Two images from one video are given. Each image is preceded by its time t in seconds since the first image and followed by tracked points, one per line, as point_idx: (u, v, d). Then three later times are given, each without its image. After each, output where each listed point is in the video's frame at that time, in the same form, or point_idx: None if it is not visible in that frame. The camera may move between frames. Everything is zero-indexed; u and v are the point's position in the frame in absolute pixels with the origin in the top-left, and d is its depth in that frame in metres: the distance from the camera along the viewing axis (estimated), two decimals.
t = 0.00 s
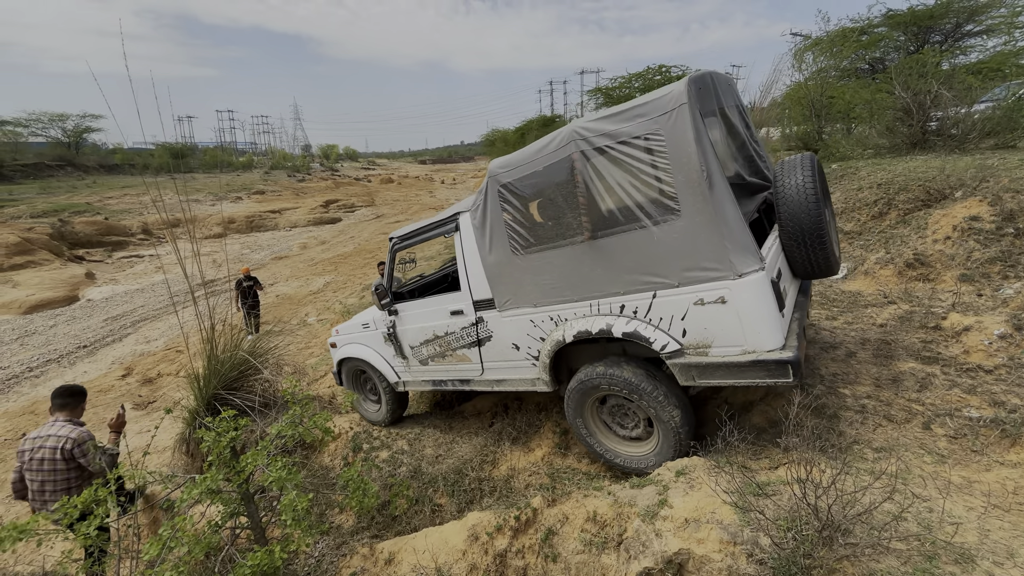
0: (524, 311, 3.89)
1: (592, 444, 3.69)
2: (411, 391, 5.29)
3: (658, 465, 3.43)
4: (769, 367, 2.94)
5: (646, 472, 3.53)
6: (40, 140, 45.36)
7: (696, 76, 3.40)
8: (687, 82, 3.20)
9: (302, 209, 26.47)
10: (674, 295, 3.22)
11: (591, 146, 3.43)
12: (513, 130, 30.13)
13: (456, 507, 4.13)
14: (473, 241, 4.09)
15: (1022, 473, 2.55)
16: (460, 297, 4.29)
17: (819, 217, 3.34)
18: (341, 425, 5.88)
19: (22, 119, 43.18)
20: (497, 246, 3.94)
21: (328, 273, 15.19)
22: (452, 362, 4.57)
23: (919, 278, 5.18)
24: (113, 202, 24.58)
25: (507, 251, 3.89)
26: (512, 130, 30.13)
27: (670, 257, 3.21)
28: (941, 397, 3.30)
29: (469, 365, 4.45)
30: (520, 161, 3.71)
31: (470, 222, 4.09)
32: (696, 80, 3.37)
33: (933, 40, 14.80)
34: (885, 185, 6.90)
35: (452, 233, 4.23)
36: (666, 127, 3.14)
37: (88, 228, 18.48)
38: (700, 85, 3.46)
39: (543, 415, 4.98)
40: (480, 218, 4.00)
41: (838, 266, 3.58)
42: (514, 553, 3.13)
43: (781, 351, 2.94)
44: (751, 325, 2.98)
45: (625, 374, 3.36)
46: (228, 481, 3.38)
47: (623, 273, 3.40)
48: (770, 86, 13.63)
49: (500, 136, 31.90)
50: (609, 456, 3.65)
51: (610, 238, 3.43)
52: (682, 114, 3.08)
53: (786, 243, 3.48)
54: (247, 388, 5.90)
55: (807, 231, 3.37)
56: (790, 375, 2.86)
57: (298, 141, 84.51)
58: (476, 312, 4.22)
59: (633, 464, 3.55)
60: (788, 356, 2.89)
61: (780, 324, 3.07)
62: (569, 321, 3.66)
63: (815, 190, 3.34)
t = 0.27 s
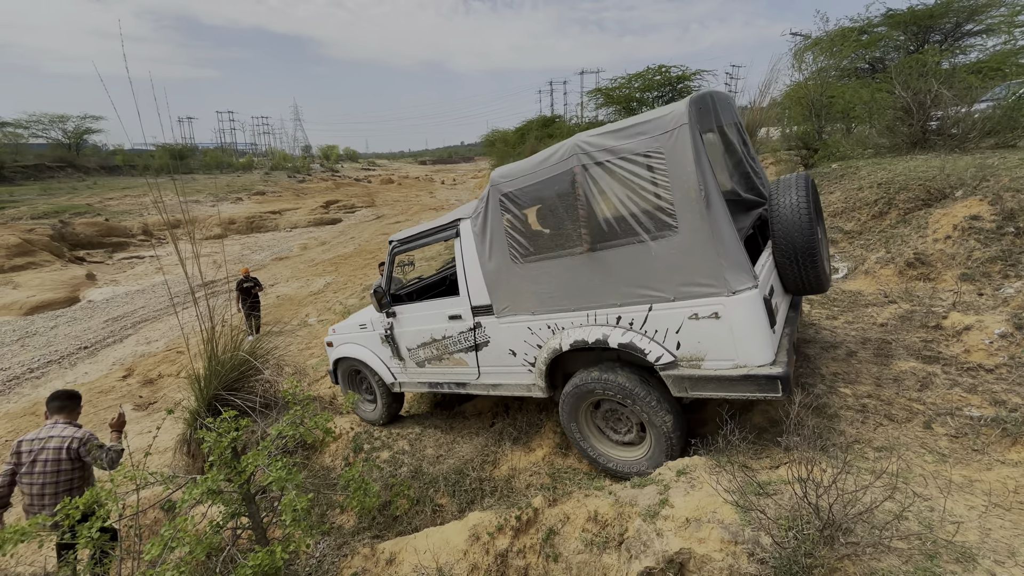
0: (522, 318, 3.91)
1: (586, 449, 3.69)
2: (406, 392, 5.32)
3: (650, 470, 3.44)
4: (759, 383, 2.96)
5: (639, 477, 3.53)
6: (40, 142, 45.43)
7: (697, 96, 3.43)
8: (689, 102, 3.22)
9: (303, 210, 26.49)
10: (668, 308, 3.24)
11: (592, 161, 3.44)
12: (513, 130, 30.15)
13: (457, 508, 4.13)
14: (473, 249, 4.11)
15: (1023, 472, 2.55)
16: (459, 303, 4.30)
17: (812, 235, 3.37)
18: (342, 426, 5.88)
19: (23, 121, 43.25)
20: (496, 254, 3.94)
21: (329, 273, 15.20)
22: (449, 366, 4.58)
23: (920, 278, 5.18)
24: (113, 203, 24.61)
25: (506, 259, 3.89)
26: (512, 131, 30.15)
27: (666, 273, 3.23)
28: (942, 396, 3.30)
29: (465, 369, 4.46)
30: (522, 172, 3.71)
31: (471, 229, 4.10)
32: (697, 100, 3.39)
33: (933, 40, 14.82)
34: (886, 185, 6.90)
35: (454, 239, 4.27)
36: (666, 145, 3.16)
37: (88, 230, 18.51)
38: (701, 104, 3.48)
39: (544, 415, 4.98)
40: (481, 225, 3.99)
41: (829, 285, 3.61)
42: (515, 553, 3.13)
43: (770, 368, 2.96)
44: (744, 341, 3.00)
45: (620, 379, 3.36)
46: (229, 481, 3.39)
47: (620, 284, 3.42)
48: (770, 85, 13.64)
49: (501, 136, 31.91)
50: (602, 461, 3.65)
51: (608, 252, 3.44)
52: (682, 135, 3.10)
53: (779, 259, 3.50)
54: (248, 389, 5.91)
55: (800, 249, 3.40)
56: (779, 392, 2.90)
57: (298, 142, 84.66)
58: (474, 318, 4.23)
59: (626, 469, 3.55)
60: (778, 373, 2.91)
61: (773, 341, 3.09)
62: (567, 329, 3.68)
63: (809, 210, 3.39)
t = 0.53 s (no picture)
0: (515, 317, 3.92)
1: (578, 451, 3.74)
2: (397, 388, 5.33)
3: (639, 463, 3.44)
4: (741, 383, 2.99)
5: (630, 473, 3.52)
6: (31, 144, 45.04)
7: (689, 108, 3.49)
8: (681, 113, 3.26)
9: (297, 211, 26.38)
10: (656, 309, 3.27)
11: (588, 166, 3.46)
12: (508, 131, 30.14)
13: (455, 508, 4.13)
14: (469, 249, 4.11)
15: (1015, 467, 2.58)
16: (452, 300, 4.31)
17: (795, 244, 3.46)
18: (338, 427, 5.86)
19: (13, 123, 42.85)
20: (492, 255, 3.95)
21: (324, 275, 15.15)
22: (440, 363, 4.59)
23: (912, 275, 5.22)
24: (106, 206, 24.42)
25: (501, 259, 3.90)
26: (507, 131, 30.14)
27: (655, 276, 3.25)
28: (935, 393, 3.33)
29: (457, 366, 4.47)
30: (518, 175, 3.73)
31: (468, 229, 4.10)
32: (689, 112, 3.44)
33: (923, 40, 14.94)
34: (878, 183, 6.95)
35: (449, 238, 4.26)
36: (658, 153, 3.19)
37: (80, 232, 18.35)
38: (693, 117, 3.54)
39: (541, 415, 5.00)
40: (478, 225, 3.99)
41: (810, 295, 3.69)
42: (513, 553, 3.14)
43: (753, 368, 2.99)
44: (727, 342, 3.04)
45: (597, 368, 3.47)
46: (225, 483, 3.39)
47: (610, 286, 3.44)
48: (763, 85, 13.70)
49: (496, 137, 31.91)
50: (594, 462, 3.67)
51: (599, 255, 3.45)
52: (674, 143, 3.13)
53: (763, 267, 3.57)
54: (244, 392, 5.88)
55: (783, 257, 3.49)
56: (760, 392, 2.93)
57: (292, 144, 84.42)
58: (467, 315, 4.24)
59: (617, 465, 3.55)
60: (759, 373, 2.95)
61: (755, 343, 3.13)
62: (558, 328, 3.70)
63: (793, 222, 3.48)
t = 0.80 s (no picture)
0: (501, 312, 3.91)
1: (561, 451, 3.73)
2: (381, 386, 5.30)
3: (621, 456, 3.44)
4: (717, 375, 3.05)
5: (613, 468, 3.51)
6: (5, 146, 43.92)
7: (674, 120, 3.60)
8: (666, 123, 3.37)
9: (282, 213, 26.08)
10: (637, 303, 3.30)
11: (577, 168, 3.51)
12: (494, 131, 30.12)
13: (444, 510, 4.13)
14: (461, 246, 4.12)
15: (991, 458, 2.65)
16: (440, 296, 4.30)
17: (769, 251, 3.55)
18: (326, 432, 5.81)
19: None
20: (480, 254, 3.95)
21: (310, 277, 15.00)
22: (426, 359, 4.57)
23: (891, 272, 5.33)
24: (84, 209, 23.90)
25: (489, 258, 3.90)
26: (494, 132, 30.12)
27: (639, 272, 3.28)
28: (914, 387, 3.41)
29: (443, 362, 4.45)
30: (509, 178, 3.78)
31: (460, 227, 4.12)
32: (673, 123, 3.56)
33: (900, 42, 15.26)
34: (858, 182, 7.08)
35: (442, 236, 4.25)
36: (644, 158, 3.27)
37: (57, 236, 17.93)
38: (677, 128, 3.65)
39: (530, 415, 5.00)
40: (470, 225, 4.01)
41: (783, 301, 3.76)
42: (503, 554, 3.14)
43: (728, 361, 3.05)
44: (705, 335, 3.09)
45: (573, 362, 3.53)
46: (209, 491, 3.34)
47: (595, 282, 3.46)
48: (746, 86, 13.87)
49: (482, 138, 31.90)
50: (577, 461, 3.66)
51: (585, 254, 3.48)
52: (660, 148, 3.22)
53: (738, 272, 3.64)
54: (228, 397, 5.79)
55: (758, 263, 3.56)
56: (734, 382, 2.98)
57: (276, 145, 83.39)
58: (455, 311, 4.23)
59: (600, 462, 3.54)
60: (734, 365, 3.01)
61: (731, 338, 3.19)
62: (543, 323, 3.69)
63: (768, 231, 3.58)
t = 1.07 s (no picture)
0: (481, 321, 3.91)
1: (542, 456, 3.74)
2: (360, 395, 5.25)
3: (602, 460, 3.47)
4: (695, 384, 3.14)
5: (594, 472, 3.54)
6: None
7: (651, 126, 3.64)
8: (643, 130, 3.40)
9: (255, 217, 25.53)
10: (617, 313, 3.34)
11: (555, 176, 3.52)
12: (472, 134, 30.09)
13: (424, 517, 4.10)
14: (438, 253, 4.08)
15: (952, 450, 2.76)
16: (419, 304, 4.26)
17: (745, 257, 3.64)
18: (302, 441, 5.70)
19: None
20: (459, 260, 3.92)
21: (285, 282, 14.72)
22: (405, 368, 4.54)
23: (857, 272, 5.50)
24: (44, 213, 22.99)
25: (468, 265, 3.88)
26: (472, 134, 30.09)
27: (617, 281, 3.32)
28: (880, 382, 3.53)
29: (422, 371, 4.42)
30: (487, 183, 3.75)
31: (437, 234, 4.07)
32: (650, 130, 3.59)
33: (863, 49, 15.82)
34: (825, 184, 7.30)
35: (418, 243, 4.21)
36: (621, 166, 3.30)
37: (15, 242, 17.20)
38: (654, 134, 3.69)
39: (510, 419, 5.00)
40: (448, 231, 3.96)
41: (759, 306, 3.85)
42: (484, 559, 3.13)
43: (706, 370, 3.13)
44: (684, 345, 3.16)
45: (557, 366, 3.55)
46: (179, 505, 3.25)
47: (574, 290, 3.48)
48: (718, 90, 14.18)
49: (459, 140, 31.82)
50: (558, 465, 3.68)
51: (564, 261, 3.50)
52: (636, 156, 3.26)
53: (716, 277, 3.72)
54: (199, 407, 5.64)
55: (735, 269, 3.65)
56: (713, 392, 3.07)
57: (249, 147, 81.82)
58: (433, 319, 4.20)
59: (580, 466, 3.56)
60: (712, 375, 3.10)
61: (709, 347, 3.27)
62: (523, 332, 3.71)
63: (745, 237, 3.67)
